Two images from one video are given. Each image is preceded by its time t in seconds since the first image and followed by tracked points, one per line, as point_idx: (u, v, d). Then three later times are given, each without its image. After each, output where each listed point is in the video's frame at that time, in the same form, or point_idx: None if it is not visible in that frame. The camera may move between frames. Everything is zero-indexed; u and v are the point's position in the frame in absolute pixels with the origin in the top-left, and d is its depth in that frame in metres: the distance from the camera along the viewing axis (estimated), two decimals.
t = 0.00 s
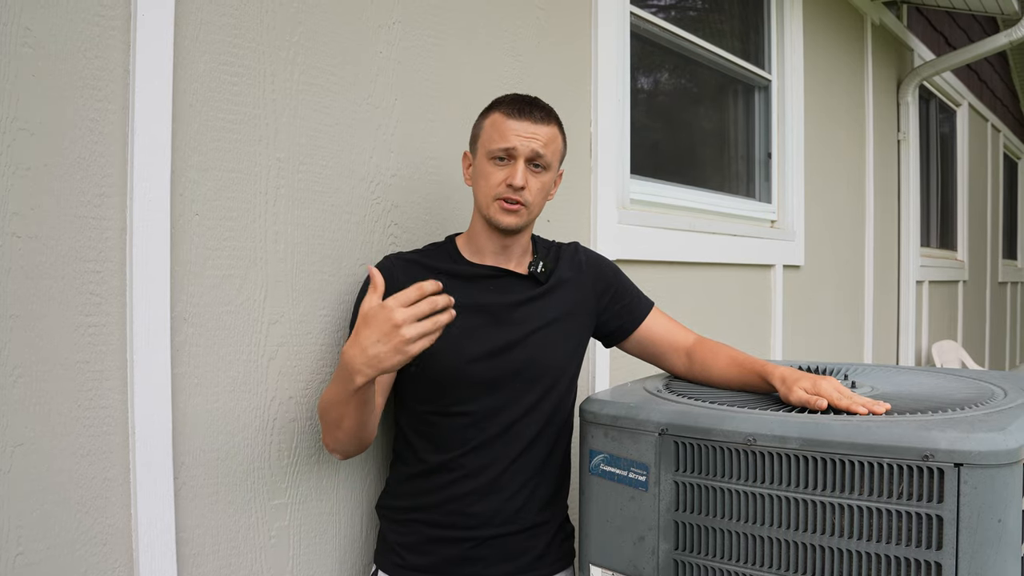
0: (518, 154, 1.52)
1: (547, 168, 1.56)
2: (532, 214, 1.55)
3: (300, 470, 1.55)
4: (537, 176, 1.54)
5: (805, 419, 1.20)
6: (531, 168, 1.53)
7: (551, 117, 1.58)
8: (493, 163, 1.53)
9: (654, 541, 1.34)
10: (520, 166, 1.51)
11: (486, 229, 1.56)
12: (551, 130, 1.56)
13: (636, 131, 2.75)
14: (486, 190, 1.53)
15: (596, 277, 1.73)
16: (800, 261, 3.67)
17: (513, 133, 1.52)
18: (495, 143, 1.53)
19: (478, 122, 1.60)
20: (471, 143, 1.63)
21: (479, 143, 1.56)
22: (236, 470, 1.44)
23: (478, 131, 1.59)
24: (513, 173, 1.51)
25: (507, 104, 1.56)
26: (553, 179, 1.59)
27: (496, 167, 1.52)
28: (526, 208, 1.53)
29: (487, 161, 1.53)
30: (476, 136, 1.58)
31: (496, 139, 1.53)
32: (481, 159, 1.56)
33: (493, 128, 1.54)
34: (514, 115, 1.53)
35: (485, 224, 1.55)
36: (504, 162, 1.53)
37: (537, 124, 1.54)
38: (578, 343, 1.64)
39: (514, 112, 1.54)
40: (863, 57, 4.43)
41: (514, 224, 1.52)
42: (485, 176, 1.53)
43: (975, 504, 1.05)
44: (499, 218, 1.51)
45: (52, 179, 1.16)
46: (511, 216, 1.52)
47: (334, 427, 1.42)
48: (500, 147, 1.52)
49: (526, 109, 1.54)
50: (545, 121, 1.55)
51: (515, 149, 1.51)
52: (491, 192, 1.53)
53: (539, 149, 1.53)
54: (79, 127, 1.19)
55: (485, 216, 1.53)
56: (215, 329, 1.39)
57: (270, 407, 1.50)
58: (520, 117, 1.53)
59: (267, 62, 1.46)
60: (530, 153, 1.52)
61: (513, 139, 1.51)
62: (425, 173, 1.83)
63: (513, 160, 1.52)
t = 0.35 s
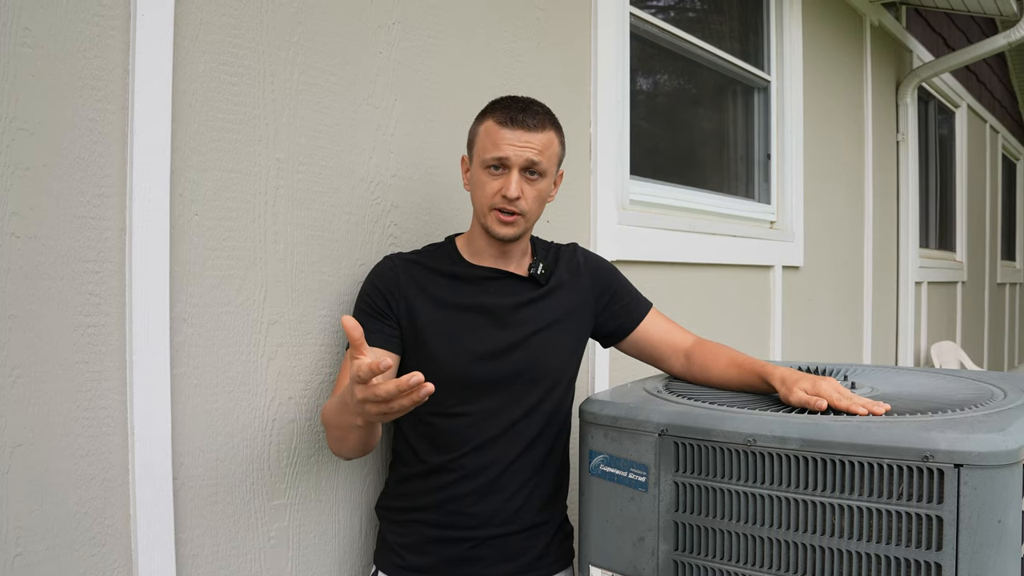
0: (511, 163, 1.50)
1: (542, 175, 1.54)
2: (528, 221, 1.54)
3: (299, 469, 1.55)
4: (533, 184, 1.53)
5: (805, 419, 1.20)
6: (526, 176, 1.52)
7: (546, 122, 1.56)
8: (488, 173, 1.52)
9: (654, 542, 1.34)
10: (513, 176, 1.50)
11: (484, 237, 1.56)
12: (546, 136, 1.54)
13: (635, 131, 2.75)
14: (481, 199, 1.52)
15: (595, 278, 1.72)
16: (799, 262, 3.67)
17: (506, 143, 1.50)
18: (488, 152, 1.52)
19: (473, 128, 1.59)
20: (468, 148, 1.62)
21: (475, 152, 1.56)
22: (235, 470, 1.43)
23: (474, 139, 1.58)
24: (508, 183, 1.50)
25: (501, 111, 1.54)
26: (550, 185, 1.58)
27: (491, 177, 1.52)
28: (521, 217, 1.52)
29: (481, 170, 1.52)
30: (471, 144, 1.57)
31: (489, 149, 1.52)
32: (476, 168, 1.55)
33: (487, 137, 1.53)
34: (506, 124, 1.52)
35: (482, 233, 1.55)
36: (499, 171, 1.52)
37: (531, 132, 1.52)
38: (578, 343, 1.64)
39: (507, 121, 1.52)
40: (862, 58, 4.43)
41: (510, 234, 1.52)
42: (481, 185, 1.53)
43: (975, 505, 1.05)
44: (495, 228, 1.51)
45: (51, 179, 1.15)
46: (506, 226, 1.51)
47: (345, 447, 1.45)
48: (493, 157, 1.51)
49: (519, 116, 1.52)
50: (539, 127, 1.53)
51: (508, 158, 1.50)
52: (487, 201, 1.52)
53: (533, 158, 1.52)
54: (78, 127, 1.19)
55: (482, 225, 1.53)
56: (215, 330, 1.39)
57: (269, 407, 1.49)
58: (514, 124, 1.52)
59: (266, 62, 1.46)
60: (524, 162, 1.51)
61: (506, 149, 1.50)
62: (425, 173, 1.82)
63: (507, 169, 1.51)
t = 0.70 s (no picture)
0: (490, 157, 1.50)
1: (525, 165, 1.53)
2: (518, 213, 1.53)
3: (299, 470, 1.55)
4: (516, 176, 1.52)
5: (804, 419, 1.19)
6: (508, 169, 1.51)
7: (521, 111, 1.54)
8: (470, 171, 1.52)
9: (654, 542, 1.33)
10: (494, 169, 1.49)
11: (476, 237, 1.56)
12: (523, 125, 1.52)
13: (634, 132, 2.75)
14: (468, 198, 1.52)
15: (596, 277, 1.71)
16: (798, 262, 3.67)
17: (483, 138, 1.50)
18: (467, 150, 1.52)
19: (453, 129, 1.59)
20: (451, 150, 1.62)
21: (455, 153, 1.56)
22: (234, 471, 1.43)
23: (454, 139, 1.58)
24: (490, 178, 1.49)
25: (475, 109, 1.54)
26: (535, 174, 1.56)
27: (474, 174, 1.52)
28: (510, 210, 1.51)
29: (463, 169, 1.52)
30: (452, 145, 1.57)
31: (468, 147, 1.52)
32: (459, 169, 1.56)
33: (464, 135, 1.53)
34: (481, 119, 1.51)
35: (475, 233, 1.55)
36: (480, 167, 1.51)
37: (507, 123, 1.51)
38: (577, 344, 1.63)
39: (481, 116, 1.52)
40: (861, 58, 4.44)
41: (500, 228, 1.51)
42: (466, 184, 1.53)
43: (974, 504, 1.05)
44: (484, 225, 1.51)
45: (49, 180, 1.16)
46: (495, 221, 1.50)
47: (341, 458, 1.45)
48: (472, 154, 1.51)
49: (492, 110, 1.52)
50: (514, 118, 1.52)
51: (487, 153, 1.50)
52: (474, 200, 1.52)
53: (512, 149, 1.51)
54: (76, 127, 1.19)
55: (472, 225, 1.53)
56: (213, 330, 1.39)
57: (269, 407, 1.49)
58: (488, 118, 1.51)
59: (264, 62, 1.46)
60: (503, 154, 1.50)
61: (483, 144, 1.50)
62: (424, 173, 1.82)
63: (487, 164, 1.50)
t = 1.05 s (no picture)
0: (479, 152, 1.50)
1: (514, 158, 1.53)
2: (509, 207, 1.53)
3: (298, 468, 1.55)
4: (506, 170, 1.52)
5: (803, 415, 1.19)
6: (497, 162, 1.51)
7: (509, 105, 1.54)
8: (459, 166, 1.52)
9: (653, 538, 1.33)
10: (484, 164, 1.49)
11: (468, 231, 1.55)
12: (510, 119, 1.52)
13: (633, 128, 2.75)
14: (457, 193, 1.52)
15: (594, 272, 1.71)
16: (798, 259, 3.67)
17: (472, 132, 1.50)
18: (455, 145, 1.51)
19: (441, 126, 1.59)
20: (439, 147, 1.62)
21: (444, 149, 1.55)
22: (232, 469, 1.43)
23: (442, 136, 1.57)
24: (479, 172, 1.49)
25: (462, 104, 1.54)
26: (525, 168, 1.56)
27: (463, 169, 1.51)
28: (500, 204, 1.51)
29: (452, 164, 1.52)
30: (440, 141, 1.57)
31: (455, 142, 1.51)
32: (447, 165, 1.55)
33: (452, 131, 1.52)
34: (468, 114, 1.51)
35: (466, 228, 1.55)
36: (469, 162, 1.51)
37: (494, 118, 1.51)
38: (576, 339, 1.62)
39: (467, 111, 1.51)
40: (860, 54, 4.43)
41: (491, 222, 1.51)
42: (455, 179, 1.52)
43: (974, 500, 1.05)
44: (474, 219, 1.51)
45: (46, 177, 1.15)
46: (487, 215, 1.50)
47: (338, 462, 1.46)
48: (460, 149, 1.50)
49: (479, 105, 1.52)
50: (501, 111, 1.52)
51: (476, 148, 1.49)
52: (463, 194, 1.52)
53: (501, 143, 1.50)
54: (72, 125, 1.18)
55: (463, 219, 1.53)
56: (212, 328, 1.39)
57: (268, 404, 1.49)
58: (475, 113, 1.51)
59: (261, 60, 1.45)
60: (491, 148, 1.50)
61: (471, 138, 1.49)
62: (422, 170, 1.82)
63: (476, 159, 1.50)
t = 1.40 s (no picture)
0: (483, 161, 1.48)
1: (513, 165, 1.53)
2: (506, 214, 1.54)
3: (296, 466, 1.55)
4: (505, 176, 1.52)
5: (801, 413, 1.19)
6: (498, 170, 1.51)
7: (506, 110, 1.54)
8: (459, 173, 1.50)
9: (651, 537, 1.33)
10: (487, 172, 1.48)
11: (464, 237, 1.55)
12: (510, 126, 1.52)
13: (632, 127, 2.75)
14: (457, 201, 1.50)
15: (579, 265, 1.73)
16: (796, 257, 3.67)
17: (474, 140, 1.48)
18: (456, 153, 1.49)
19: (430, 127, 1.56)
20: (427, 149, 1.58)
21: (439, 153, 1.52)
22: (231, 468, 1.43)
23: (434, 138, 1.54)
24: (483, 181, 1.48)
25: (459, 109, 1.51)
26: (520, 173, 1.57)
27: (463, 176, 1.50)
28: (501, 212, 1.52)
29: (452, 171, 1.50)
30: (434, 144, 1.53)
31: (456, 149, 1.49)
32: (443, 170, 1.52)
33: (450, 136, 1.50)
34: (469, 121, 1.49)
35: (463, 233, 1.54)
36: (470, 169, 1.50)
37: (495, 125, 1.50)
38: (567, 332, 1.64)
39: (468, 118, 1.49)
40: (859, 53, 4.43)
41: (492, 230, 1.51)
42: (454, 186, 1.51)
43: (971, 498, 1.05)
44: (476, 227, 1.50)
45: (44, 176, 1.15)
46: (488, 224, 1.50)
47: (389, 454, 1.37)
48: (462, 157, 1.48)
49: (479, 111, 1.50)
50: (501, 118, 1.51)
51: (479, 156, 1.48)
52: (464, 202, 1.50)
53: (502, 151, 1.50)
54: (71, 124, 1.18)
55: (462, 226, 1.52)
56: (210, 326, 1.39)
57: (266, 403, 1.49)
58: (476, 120, 1.49)
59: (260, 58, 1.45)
60: (494, 157, 1.49)
61: (474, 147, 1.48)
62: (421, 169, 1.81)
63: (479, 167, 1.49)
